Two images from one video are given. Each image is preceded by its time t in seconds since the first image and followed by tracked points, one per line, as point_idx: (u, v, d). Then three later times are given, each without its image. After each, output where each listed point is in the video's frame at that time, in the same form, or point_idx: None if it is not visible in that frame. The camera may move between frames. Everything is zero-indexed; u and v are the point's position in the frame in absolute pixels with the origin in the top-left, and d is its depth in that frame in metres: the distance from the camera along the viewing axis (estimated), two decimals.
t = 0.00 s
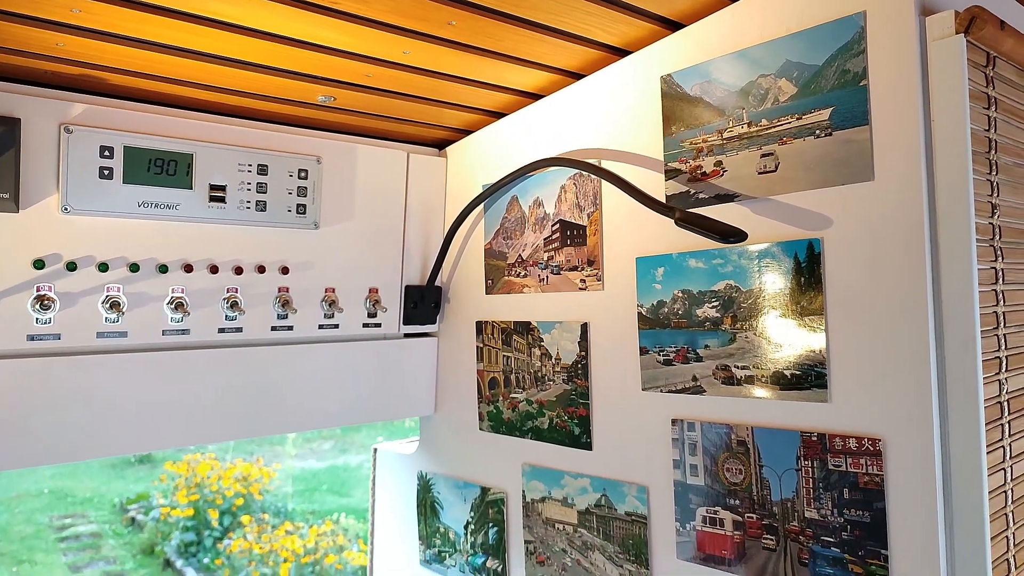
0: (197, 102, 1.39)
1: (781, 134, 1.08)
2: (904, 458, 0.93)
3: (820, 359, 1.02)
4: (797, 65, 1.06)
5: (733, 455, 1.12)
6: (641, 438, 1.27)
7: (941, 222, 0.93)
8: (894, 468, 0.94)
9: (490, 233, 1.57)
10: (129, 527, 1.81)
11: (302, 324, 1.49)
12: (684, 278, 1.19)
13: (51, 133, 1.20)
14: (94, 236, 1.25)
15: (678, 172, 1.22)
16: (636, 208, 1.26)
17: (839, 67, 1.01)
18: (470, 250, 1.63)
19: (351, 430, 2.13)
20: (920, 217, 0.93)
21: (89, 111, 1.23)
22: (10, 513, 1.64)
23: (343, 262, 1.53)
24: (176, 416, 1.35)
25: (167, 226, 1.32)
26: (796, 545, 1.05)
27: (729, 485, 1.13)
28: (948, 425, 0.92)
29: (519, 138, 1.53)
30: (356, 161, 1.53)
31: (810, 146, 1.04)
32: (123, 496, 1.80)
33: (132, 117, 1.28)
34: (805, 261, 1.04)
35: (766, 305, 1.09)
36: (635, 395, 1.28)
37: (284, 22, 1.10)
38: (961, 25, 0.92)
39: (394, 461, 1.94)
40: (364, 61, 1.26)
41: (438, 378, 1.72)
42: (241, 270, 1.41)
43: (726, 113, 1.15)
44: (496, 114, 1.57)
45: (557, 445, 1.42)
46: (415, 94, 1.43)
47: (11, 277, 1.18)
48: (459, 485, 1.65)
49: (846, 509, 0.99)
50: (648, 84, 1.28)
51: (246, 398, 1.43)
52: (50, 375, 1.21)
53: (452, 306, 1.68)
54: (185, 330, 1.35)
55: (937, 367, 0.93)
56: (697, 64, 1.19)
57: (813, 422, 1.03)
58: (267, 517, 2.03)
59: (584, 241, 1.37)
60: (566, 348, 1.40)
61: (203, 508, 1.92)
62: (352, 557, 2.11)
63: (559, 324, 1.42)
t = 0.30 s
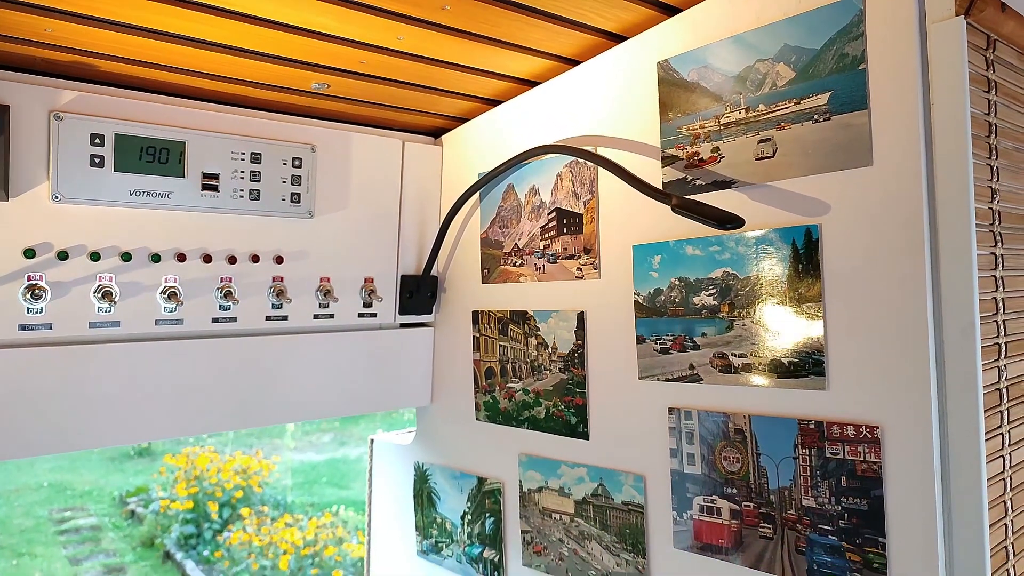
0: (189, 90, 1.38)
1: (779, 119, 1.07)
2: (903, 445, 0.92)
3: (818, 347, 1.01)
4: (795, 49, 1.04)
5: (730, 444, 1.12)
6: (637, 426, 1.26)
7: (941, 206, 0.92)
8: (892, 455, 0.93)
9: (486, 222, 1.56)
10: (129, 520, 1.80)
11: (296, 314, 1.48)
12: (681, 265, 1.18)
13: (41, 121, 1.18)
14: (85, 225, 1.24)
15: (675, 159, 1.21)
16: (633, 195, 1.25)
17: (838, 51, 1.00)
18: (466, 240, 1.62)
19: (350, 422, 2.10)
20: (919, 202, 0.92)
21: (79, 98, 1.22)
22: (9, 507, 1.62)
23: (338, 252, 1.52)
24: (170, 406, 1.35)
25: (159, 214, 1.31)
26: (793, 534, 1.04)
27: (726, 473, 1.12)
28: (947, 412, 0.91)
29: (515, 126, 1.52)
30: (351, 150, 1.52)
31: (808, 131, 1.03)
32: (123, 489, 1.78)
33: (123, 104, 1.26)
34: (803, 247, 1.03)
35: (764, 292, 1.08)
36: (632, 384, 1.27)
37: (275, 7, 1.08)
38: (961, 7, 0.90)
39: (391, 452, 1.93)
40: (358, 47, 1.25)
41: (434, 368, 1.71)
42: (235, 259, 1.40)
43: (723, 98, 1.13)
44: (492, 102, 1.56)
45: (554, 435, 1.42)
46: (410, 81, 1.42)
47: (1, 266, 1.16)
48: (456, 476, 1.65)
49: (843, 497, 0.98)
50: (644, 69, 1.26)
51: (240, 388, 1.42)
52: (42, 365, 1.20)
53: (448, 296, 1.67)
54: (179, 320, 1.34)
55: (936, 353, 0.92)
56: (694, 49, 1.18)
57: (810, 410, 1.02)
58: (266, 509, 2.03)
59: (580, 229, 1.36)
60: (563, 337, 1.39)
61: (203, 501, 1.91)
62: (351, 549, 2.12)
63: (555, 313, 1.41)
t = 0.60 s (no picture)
0: (184, 78, 1.37)
1: (779, 107, 1.06)
2: (903, 435, 0.92)
3: (819, 336, 1.01)
4: (796, 35, 1.03)
5: (730, 434, 1.11)
6: (635, 417, 1.25)
7: (942, 194, 0.91)
8: (892, 445, 0.93)
9: (484, 213, 1.55)
10: (131, 513, 1.80)
11: (294, 305, 1.47)
12: (680, 255, 1.17)
13: (35, 109, 1.17)
14: (80, 214, 1.23)
15: (674, 147, 1.20)
16: (631, 184, 1.24)
17: (839, 37, 0.99)
18: (465, 230, 1.61)
19: (351, 416, 2.10)
20: (920, 190, 0.91)
21: (73, 86, 1.21)
22: (12, 500, 1.62)
23: (335, 242, 1.52)
24: (167, 396, 1.34)
25: (154, 204, 1.30)
26: (793, 524, 1.03)
27: (725, 464, 1.11)
28: (948, 401, 0.90)
29: (514, 116, 1.51)
30: (348, 140, 1.51)
31: (809, 118, 1.02)
32: (124, 482, 1.78)
33: (118, 92, 1.25)
34: (804, 236, 1.02)
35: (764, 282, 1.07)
36: (630, 374, 1.26)
37: None
38: None
39: (390, 444, 1.92)
40: (354, 35, 1.24)
41: (433, 359, 1.70)
42: (232, 249, 1.39)
43: (723, 86, 1.12)
44: (491, 91, 1.55)
45: (552, 426, 1.41)
46: (407, 70, 1.41)
47: None
48: (454, 467, 1.64)
49: (842, 487, 0.98)
50: (643, 57, 1.25)
51: (238, 379, 1.42)
52: (38, 355, 1.19)
53: (447, 287, 1.66)
54: (175, 310, 1.34)
55: (937, 342, 0.91)
56: (694, 37, 1.17)
57: (810, 400, 1.01)
58: (267, 503, 2.03)
59: (579, 219, 1.35)
60: (562, 328, 1.38)
61: (204, 494, 1.92)
62: (352, 543, 2.11)
63: (554, 303, 1.40)
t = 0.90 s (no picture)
0: (179, 58, 1.35)
1: (782, 86, 1.04)
2: (904, 416, 0.90)
3: (820, 318, 0.99)
4: (799, 12, 1.01)
5: (729, 417, 1.10)
6: (634, 400, 1.24)
7: (947, 173, 0.89)
8: (893, 427, 0.92)
9: (483, 196, 1.54)
10: (132, 501, 1.80)
11: (291, 288, 1.46)
12: (680, 237, 1.16)
13: (27, 88, 1.16)
14: (74, 196, 1.22)
15: (675, 128, 1.18)
16: (631, 166, 1.23)
17: (843, 14, 0.97)
18: (463, 215, 1.60)
19: (351, 405, 2.10)
20: (924, 168, 0.89)
21: (66, 65, 1.20)
22: (13, 488, 1.62)
23: (332, 226, 1.51)
24: (163, 379, 1.34)
25: (149, 185, 1.29)
26: (793, 507, 1.02)
27: (725, 447, 1.10)
28: (950, 383, 0.89)
29: (513, 98, 1.49)
30: (345, 123, 1.50)
31: (812, 97, 1.00)
32: (125, 470, 1.78)
33: (111, 72, 1.24)
34: (805, 217, 1.01)
35: (765, 263, 1.05)
36: (629, 357, 1.25)
37: None
38: None
39: (389, 431, 1.92)
40: (351, 15, 1.22)
41: (431, 344, 1.70)
42: (228, 232, 1.38)
43: (725, 65, 1.11)
44: (490, 73, 1.53)
45: (551, 410, 1.40)
46: (404, 51, 1.39)
47: None
48: (453, 452, 1.64)
49: (843, 470, 0.97)
50: (644, 37, 1.23)
51: (234, 362, 1.41)
52: (32, 337, 1.19)
53: (445, 272, 1.65)
54: (171, 293, 1.33)
55: (939, 323, 0.89)
56: (695, 15, 1.15)
57: (810, 382, 1.00)
58: (268, 491, 2.02)
59: (578, 202, 1.33)
60: (560, 312, 1.37)
61: (205, 482, 1.91)
62: (352, 530, 2.11)
63: (553, 287, 1.39)
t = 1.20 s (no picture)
0: (175, 46, 1.35)
1: (782, 72, 1.03)
2: (905, 405, 0.90)
3: (821, 307, 0.98)
4: None
5: (729, 407, 1.09)
6: (633, 390, 1.24)
7: (949, 159, 0.88)
8: (894, 416, 0.91)
9: (482, 186, 1.53)
10: (135, 494, 1.80)
11: (289, 279, 1.46)
12: (680, 226, 1.15)
13: (22, 76, 1.16)
14: (70, 185, 1.21)
15: (674, 116, 1.17)
16: (630, 154, 1.22)
17: None
18: (462, 205, 1.59)
19: (351, 398, 2.09)
20: (925, 154, 0.88)
21: (61, 53, 1.19)
22: (15, 481, 1.62)
23: (331, 216, 1.50)
24: (161, 370, 1.33)
25: (146, 175, 1.28)
26: (793, 497, 1.02)
27: (725, 437, 1.10)
28: (951, 371, 0.88)
29: (512, 87, 1.48)
30: (343, 112, 1.49)
31: (813, 83, 0.99)
32: (127, 463, 1.79)
33: (107, 60, 1.23)
34: (806, 204, 1.00)
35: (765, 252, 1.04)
36: (628, 347, 1.24)
37: None
38: None
39: (388, 423, 1.91)
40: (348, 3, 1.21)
41: (431, 335, 1.69)
42: (225, 222, 1.37)
43: (725, 52, 1.09)
44: (488, 62, 1.52)
45: (550, 400, 1.40)
46: (402, 40, 1.38)
47: None
48: (452, 443, 1.63)
49: (843, 459, 0.96)
50: (643, 24, 1.22)
51: (232, 353, 1.41)
52: (29, 326, 1.18)
53: (445, 262, 1.65)
54: (169, 284, 1.32)
55: (941, 311, 0.89)
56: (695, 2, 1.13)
57: (810, 371, 1.00)
58: (269, 484, 2.02)
59: (578, 191, 1.32)
60: (560, 302, 1.37)
61: (206, 475, 1.91)
62: (354, 523, 2.11)
63: (552, 277, 1.38)
